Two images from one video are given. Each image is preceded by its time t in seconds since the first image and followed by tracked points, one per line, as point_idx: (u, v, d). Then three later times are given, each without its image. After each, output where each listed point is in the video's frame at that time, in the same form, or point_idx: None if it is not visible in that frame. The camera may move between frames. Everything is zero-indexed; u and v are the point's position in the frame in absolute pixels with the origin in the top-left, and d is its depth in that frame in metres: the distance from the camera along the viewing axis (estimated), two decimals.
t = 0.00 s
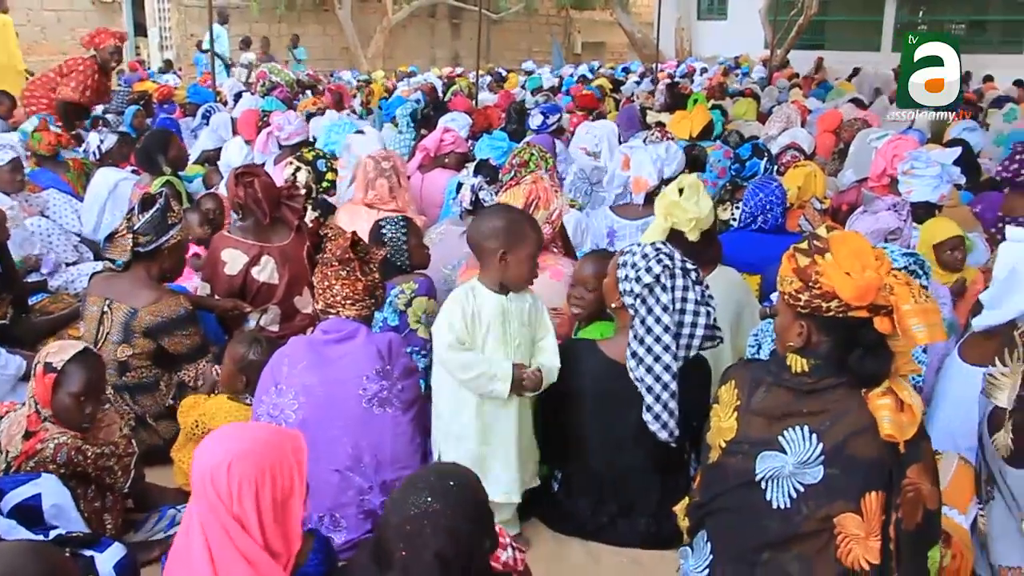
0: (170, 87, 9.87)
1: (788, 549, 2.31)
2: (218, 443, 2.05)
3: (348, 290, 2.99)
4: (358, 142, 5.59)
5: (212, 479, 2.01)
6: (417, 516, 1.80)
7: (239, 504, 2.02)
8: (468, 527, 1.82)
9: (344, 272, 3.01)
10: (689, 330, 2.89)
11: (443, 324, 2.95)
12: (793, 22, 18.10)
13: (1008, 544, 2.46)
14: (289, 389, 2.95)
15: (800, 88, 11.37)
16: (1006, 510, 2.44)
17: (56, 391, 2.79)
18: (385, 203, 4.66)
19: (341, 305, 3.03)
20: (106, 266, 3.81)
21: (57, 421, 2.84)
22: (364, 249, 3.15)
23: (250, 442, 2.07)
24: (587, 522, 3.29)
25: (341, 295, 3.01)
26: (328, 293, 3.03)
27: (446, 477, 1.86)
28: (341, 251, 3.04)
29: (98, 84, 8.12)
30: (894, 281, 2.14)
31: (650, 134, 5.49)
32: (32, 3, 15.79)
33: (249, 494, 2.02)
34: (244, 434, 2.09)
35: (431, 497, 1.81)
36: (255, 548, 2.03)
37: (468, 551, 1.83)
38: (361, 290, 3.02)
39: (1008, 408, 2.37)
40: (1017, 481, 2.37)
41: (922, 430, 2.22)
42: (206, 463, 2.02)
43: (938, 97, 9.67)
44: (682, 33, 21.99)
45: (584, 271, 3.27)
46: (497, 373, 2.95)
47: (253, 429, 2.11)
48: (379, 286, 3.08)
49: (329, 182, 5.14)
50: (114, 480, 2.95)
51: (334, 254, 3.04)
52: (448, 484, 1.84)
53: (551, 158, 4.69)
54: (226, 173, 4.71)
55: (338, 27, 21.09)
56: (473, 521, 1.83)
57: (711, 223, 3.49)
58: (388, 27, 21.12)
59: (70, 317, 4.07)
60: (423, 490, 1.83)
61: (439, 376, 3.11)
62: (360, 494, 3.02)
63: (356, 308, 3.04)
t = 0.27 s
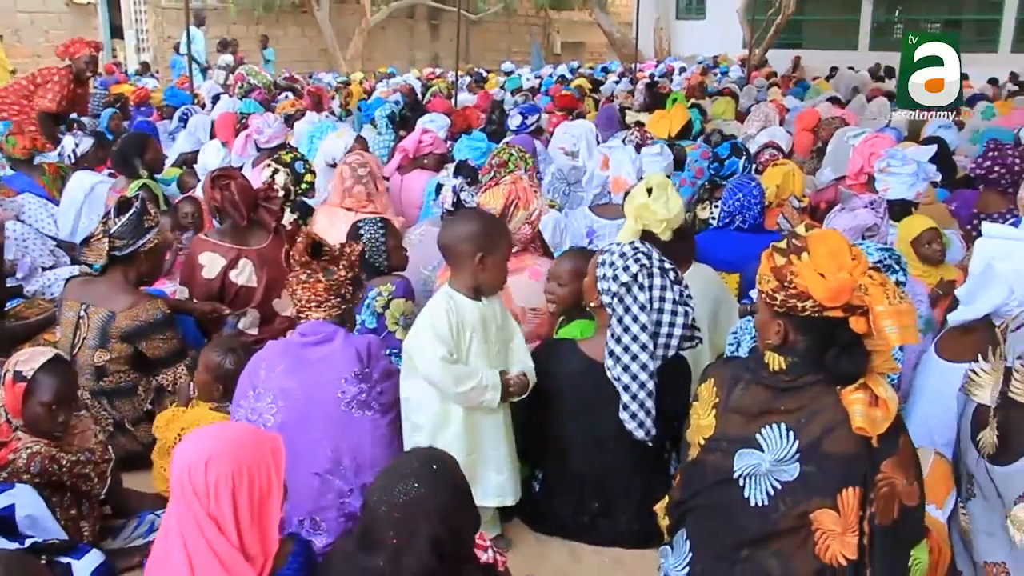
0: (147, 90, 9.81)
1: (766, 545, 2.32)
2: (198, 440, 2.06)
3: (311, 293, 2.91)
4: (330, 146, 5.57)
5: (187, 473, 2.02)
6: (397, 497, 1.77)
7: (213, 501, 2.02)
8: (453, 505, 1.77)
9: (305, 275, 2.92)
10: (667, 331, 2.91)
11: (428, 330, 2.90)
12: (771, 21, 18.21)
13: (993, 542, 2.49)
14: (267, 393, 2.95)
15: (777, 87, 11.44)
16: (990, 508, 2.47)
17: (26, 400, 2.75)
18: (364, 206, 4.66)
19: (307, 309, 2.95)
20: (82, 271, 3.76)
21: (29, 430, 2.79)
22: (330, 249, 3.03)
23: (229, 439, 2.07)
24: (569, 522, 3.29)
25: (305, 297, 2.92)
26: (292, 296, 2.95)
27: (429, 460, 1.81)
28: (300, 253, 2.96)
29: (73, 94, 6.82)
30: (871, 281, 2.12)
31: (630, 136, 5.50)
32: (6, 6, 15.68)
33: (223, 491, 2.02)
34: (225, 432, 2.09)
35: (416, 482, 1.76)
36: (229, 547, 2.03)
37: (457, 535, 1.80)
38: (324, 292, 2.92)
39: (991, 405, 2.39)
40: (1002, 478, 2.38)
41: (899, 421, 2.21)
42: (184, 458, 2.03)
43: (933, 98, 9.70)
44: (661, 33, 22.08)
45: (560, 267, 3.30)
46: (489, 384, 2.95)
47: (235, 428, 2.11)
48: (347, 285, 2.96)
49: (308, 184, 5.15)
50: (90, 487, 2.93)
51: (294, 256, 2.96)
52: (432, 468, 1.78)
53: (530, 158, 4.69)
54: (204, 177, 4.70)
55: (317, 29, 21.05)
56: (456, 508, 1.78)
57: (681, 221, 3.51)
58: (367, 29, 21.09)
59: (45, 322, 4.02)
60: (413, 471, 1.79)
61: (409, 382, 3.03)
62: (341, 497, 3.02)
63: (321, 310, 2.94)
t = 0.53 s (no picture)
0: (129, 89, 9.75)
1: (749, 544, 2.32)
2: (197, 429, 2.14)
3: (300, 294, 2.90)
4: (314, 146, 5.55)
5: (186, 459, 2.09)
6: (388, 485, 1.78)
7: (211, 488, 2.09)
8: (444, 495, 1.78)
9: (296, 276, 2.90)
10: (650, 331, 2.92)
11: (408, 338, 2.87)
12: (754, 21, 18.27)
13: (975, 542, 2.43)
14: (251, 394, 2.92)
15: (760, 87, 11.47)
16: (971, 505, 2.43)
17: (11, 404, 2.77)
18: (346, 207, 4.67)
19: (295, 310, 2.95)
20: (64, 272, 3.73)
21: (12, 435, 2.79)
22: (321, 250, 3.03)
23: (228, 429, 2.16)
24: (553, 522, 3.30)
25: (295, 298, 2.92)
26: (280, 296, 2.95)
27: (417, 450, 1.81)
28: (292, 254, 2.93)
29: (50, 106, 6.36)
30: (860, 281, 2.13)
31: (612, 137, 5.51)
32: None
33: (220, 477, 2.09)
34: (224, 424, 2.18)
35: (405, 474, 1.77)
36: (222, 534, 2.09)
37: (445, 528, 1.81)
38: (315, 294, 2.92)
39: (971, 404, 2.44)
40: (983, 476, 2.36)
41: (882, 428, 2.22)
42: (184, 446, 2.11)
43: (934, 94, 9.09)
44: (644, 33, 22.12)
45: (541, 266, 3.25)
46: (478, 385, 2.97)
47: (234, 420, 2.20)
48: (338, 288, 2.95)
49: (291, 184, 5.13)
50: (74, 490, 2.91)
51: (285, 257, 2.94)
52: (420, 459, 1.79)
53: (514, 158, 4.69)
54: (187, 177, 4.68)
55: (299, 28, 20.99)
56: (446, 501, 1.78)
57: (659, 220, 3.50)
58: (351, 29, 21.04)
59: (27, 324, 4.01)
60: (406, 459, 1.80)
61: (390, 398, 3.01)
62: (325, 499, 3.01)
63: (311, 311, 2.95)
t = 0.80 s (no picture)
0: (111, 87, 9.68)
1: (739, 539, 2.32)
2: (185, 417, 2.19)
3: (295, 295, 2.95)
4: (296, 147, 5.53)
5: (176, 447, 2.15)
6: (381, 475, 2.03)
7: (202, 472, 2.15)
8: (429, 482, 2.04)
9: (293, 277, 2.97)
10: (633, 330, 2.90)
11: (392, 338, 2.85)
12: (738, 20, 18.35)
13: (959, 538, 2.44)
14: (236, 394, 2.91)
15: (745, 86, 11.52)
16: (954, 502, 2.44)
17: None
18: (330, 206, 4.67)
19: (285, 309, 2.99)
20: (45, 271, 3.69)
21: None
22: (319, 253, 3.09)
23: (214, 415, 2.21)
24: (539, 521, 3.31)
25: (288, 299, 2.97)
26: (275, 294, 2.99)
27: (409, 443, 2.08)
28: (292, 254, 2.99)
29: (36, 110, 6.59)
30: (857, 282, 2.14)
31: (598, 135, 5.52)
32: None
33: (210, 462, 2.15)
34: (210, 409, 2.22)
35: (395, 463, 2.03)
36: (218, 515, 2.16)
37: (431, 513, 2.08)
38: (310, 297, 2.98)
39: (956, 401, 2.45)
40: (966, 473, 2.37)
41: (876, 435, 2.23)
42: (173, 434, 2.16)
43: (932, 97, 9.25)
44: (629, 32, 22.16)
45: (520, 266, 3.36)
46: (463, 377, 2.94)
47: (219, 405, 2.25)
48: (331, 293, 3.03)
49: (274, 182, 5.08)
50: (57, 491, 2.88)
51: (284, 257, 3.00)
52: (411, 449, 2.06)
53: (499, 156, 4.69)
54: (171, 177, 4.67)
55: (283, 26, 20.91)
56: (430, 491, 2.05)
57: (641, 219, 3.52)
58: (335, 27, 20.95)
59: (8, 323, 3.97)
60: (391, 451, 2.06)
61: (375, 406, 2.97)
62: (310, 498, 3.02)
63: (302, 313, 2.99)
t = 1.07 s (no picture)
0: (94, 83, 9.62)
1: (728, 535, 2.32)
2: (173, 412, 2.22)
3: (282, 293, 2.93)
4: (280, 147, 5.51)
5: (167, 442, 2.18)
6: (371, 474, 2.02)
7: (194, 463, 2.17)
8: (419, 484, 2.04)
9: (280, 275, 2.95)
10: (614, 327, 2.92)
11: (371, 336, 2.85)
12: (723, 17, 18.40)
13: (945, 532, 2.43)
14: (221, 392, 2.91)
15: (730, 82, 11.55)
16: (940, 495, 2.44)
17: None
18: (316, 203, 4.65)
19: (271, 308, 2.96)
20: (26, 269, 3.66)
21: None
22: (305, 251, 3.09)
23: (201, 407, 2.22)
24: (526, 518, 3.31)
25: (274, 297, 2.95)
26: (261, 292, 2.96)
27: (399, 443, 2.06)
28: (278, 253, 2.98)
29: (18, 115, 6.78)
30: (845, 279, 2.16)
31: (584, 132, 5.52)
32: None
33: (200, 454, 2.17)
34: (197, 402, 2.24)
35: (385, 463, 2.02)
36: (214, 504, 2.19)
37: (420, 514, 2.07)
38: (296, 295, 2.96)
39: (941, 397, 2.46)
40: (951, 466, 2.38)
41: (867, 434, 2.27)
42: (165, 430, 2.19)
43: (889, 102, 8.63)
44: (614, 29, 22.17)
45: (504, 266, 3.34)
46: (445, 374, 2.96)
47: (209, 396, 2.27)
48: (317, 291, 3.02)
49: (259, 179, 5.07)
50: (41, 491, 2.86)
51: (271, 255, 2.99)
52: (399, 450, 2.04)
53: (485, 154, 4.69)
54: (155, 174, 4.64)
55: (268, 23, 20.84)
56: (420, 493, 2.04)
57: (628, 215, 3.52)
58: (320, 23, 20.88)
59: None
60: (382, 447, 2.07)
61: (356, 406, 2.95)
62: (297, 496, 3.02)
63: (288, 311, 2.97)
